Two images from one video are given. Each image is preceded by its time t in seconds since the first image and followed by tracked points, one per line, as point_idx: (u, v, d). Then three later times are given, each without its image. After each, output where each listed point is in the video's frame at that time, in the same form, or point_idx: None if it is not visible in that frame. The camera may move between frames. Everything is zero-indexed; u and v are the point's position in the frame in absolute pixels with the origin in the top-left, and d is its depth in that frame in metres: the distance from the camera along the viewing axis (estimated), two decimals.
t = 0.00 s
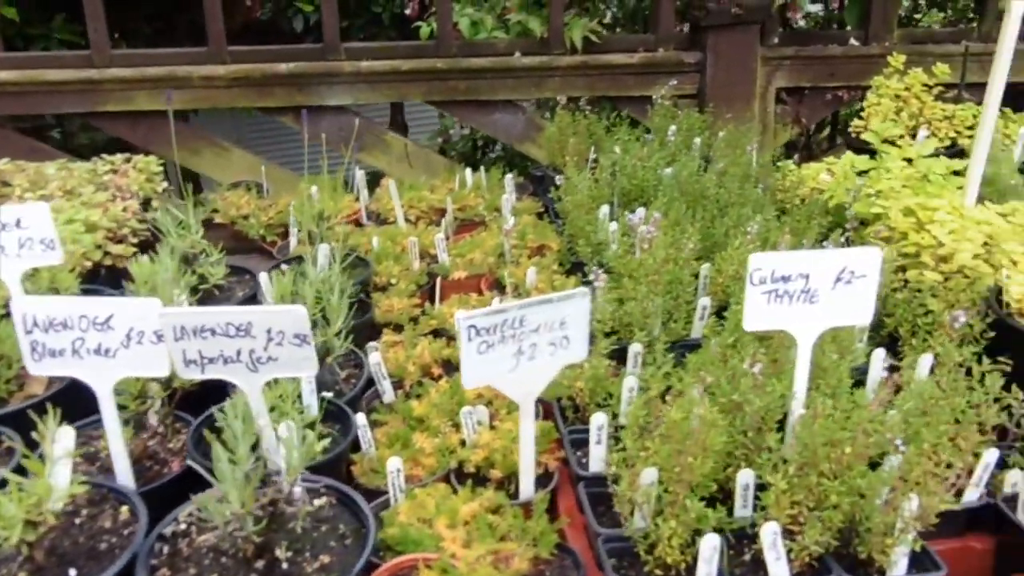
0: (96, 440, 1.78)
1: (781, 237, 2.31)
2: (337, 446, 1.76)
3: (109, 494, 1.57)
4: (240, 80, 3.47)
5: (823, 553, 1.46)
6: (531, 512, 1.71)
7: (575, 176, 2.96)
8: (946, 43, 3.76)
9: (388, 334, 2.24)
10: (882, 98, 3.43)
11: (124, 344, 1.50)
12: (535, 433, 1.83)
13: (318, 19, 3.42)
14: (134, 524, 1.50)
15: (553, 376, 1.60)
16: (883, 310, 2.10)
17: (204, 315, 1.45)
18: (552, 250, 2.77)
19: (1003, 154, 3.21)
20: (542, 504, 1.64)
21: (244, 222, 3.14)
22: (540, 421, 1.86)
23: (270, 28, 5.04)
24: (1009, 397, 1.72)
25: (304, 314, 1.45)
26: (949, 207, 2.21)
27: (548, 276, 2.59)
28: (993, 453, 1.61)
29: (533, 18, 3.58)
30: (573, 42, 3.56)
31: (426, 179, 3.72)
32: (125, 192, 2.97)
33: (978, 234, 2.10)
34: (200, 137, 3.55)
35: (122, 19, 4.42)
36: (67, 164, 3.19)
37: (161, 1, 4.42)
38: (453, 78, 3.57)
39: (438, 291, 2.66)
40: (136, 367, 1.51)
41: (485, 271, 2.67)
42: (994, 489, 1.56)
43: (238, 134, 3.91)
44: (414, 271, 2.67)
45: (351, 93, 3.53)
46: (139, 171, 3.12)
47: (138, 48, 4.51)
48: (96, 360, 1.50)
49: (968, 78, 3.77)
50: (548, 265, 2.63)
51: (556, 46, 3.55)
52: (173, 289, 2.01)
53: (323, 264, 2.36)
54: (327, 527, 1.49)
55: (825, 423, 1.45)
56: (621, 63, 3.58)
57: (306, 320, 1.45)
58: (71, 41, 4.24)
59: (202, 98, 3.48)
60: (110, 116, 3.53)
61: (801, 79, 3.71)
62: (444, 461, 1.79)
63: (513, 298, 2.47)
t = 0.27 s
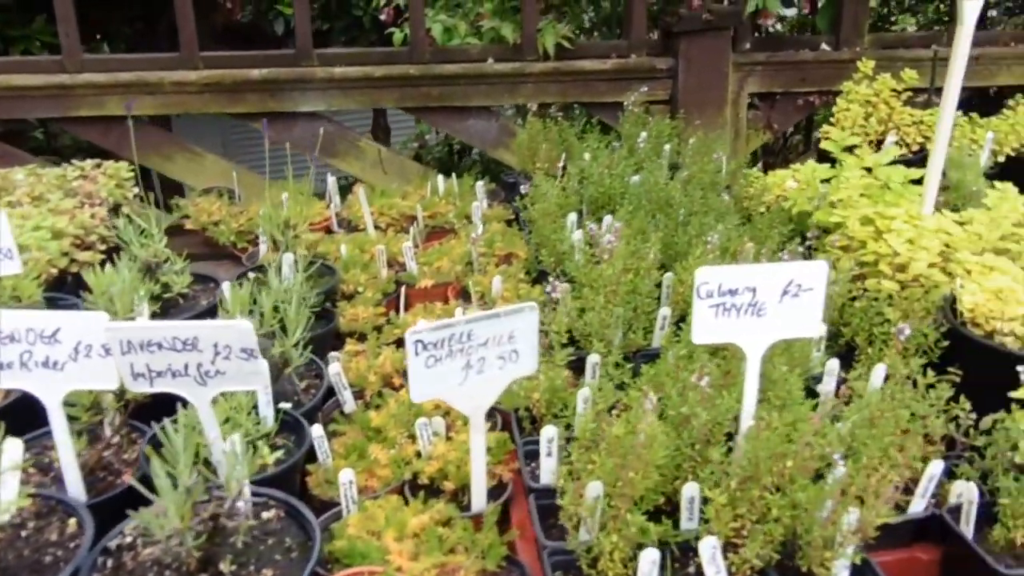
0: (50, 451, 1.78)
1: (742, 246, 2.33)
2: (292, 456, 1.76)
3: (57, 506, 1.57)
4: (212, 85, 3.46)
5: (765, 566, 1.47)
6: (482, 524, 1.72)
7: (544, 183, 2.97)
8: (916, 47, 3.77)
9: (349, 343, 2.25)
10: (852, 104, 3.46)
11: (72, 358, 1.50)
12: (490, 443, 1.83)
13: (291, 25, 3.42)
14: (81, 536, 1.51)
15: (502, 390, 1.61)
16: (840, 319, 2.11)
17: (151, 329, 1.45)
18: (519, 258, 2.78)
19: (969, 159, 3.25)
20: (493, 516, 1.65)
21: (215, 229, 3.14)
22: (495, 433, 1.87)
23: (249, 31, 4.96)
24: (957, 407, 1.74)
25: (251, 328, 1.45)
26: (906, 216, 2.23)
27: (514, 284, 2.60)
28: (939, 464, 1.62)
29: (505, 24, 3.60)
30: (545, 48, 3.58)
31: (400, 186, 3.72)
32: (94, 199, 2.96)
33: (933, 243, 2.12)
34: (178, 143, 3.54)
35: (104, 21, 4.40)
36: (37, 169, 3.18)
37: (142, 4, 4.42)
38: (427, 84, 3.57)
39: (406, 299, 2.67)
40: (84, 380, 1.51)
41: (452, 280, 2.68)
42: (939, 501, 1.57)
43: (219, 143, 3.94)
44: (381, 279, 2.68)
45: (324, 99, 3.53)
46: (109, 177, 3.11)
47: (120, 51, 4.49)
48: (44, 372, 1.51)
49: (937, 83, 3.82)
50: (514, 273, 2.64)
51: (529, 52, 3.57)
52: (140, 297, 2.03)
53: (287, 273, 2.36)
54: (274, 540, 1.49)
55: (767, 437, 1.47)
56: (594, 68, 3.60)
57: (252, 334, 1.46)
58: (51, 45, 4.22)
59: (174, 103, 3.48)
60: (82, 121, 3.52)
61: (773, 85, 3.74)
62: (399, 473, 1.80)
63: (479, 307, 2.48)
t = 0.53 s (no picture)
0: None
1: (700, 262, 2.34)
2: (236, 470, 1.74)
3: None
4: (183, 91, 3.44)
5: None
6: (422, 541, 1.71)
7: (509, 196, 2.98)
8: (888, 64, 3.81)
9: (303, 355, 2.24)
10: (822, 120, 3.49)
11: (5, 370, 1.49)
12: (435, 460, 1.83)
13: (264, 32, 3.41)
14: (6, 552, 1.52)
15: (442, 407, 1.61)
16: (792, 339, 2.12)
17: (86, 343, 1.44)
18: (482, 270, 2.78)
19: (935, 177, 3.29)
20: (432, 534, 1.64)
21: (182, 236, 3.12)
22: (442, 449, 1.87)
23: (233, 36, 4.84)
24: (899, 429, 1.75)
25: (185, 344, 1.45)
26: (861, 235, 2.24)
27: (474, 298, 2.60)
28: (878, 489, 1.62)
29: (478, 35, 3.61)
30: (518, 60, 3.60)
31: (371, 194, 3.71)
32: (58, 204, 2.94)
33: (886, 263, 2.13)
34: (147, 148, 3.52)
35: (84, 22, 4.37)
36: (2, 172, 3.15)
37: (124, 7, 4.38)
38: (399, 93, 3.58)
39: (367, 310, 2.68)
40: (18, 393, 1.50)
41: (413, 292, 2.68)
42: (876, 526, 1.58)
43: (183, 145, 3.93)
44: (343, 290, 2.67)
45: (295, 106, 3.52)
46: (74, 182, 3.09)
47: (103, 52, 4.45)
48: None
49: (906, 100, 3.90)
50: (476, 286, 2.64)
51: (501, 63, 3.59)
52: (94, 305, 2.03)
53: (244, 284, 2.35)
54: (206, 557, 1.48)
55: (703, 459, 1.47)
56: (566, 80, 3.61)
57: (187, 350, 1.45)
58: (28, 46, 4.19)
59: (144, 108, 3.46)
60: (51, 125, 3.49)
61: (744, 99, 3.77)
62: (342, 488, 1.79)
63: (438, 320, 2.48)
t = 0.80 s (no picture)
0: None
1: (652, 272, 2.31)
2: (156, 464, 1.71)
3: None
4: (145, 80, 3.39)
5: None
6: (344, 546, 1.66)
7: (470, 197, 2.95)
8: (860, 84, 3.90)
9: (244, 350, 2.19)
10: (790, 136, 3.48)
11: None
12: (366, 462, 1.78)
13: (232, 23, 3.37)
14: None
15: (368, 410, 1.57)
16: (740, 354, 2.09)
17: None
18: (439, 272, 2.74)
19: (899, 198, 3.28)
20: (353, 539, 1.59)
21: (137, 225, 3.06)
22: (375, 452, 1.82)
23: (213, 26, 4.69)
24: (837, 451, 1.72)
25: (97, 335, 1.40)
26: (815, 252, 2.22)
27: (428, 298, 2.56)
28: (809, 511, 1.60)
29: (449, 35, 3.59)
30: (488, 63, 3.58)
31: (336, 190, 3.67)
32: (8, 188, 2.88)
33: (837, 282, 2.11)
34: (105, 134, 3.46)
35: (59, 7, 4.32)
36: None
37: None
38: (368, 91, 3.53)
39: (319, 306, 2.63)
40: None
41: (366, 291, 2.63)
42: (805, 549, 1.54)
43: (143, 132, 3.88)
44: (294, 286, 2.62)
45: (261, 100, 3.48)
46: (28, 166, 3.03)
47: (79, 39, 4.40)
48: None
49: (878, 119, 3.93)
50: (430, 287, 2.60)
51: (472, 65, 3.57)
52: (23, 292, 1.99)
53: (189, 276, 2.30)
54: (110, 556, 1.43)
55: (627, 474, 1.43)
56: (537, 85, 3.59)
57: (98, 340, 1.40)
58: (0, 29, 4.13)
59: (105, 96, 3.40)
60: (10, 108, 3.43)
61: (716, 112, 3.76)
62: (267, 489, 1.74)
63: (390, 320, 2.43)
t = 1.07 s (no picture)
0: None
1: (626, 270, 2.25)
2: (96, 453, 1.67)
3: None
4: (125, 69, 3.36)
5: None
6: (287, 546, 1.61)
7: (449, 191, 2.89)
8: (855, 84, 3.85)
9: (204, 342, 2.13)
10: (780, 136, 3.43)
11: None
12: (315, 458, 1.72)
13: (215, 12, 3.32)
14: None
15: (309, 404, 1.51)
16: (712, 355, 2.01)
17: None
18: (415, 266, 2.68)
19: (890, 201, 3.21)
20: (292, 538, 1.53)
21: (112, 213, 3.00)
22: (326, 449, 1.76)
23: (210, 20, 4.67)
24: (802, 458, 1.65)
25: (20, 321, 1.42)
26: (792, 252, 2.16)
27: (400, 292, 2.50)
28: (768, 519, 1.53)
29: (436, 28, 3.55)
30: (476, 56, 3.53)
31: (320, 183, 3.61)
32: None
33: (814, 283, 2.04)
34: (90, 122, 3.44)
35: None
36: None
37: None
38: (352, 83, 3.48)
39: (290, 299, 2.56)
40: None
41: (338, 283, 2.56)
42: (762, 559, 1.47)
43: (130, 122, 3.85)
44: (265, 277, 2.56)
45: (244, 90, 3.43)
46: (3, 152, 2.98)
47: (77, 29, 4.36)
48: None
49: (873, 121, 3.87)
50: (403, 281, 2.53)
51: (459, 58, 3.52)
52: None
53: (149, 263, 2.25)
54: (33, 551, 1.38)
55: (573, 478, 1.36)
56: (524, 80, 3.54)
57: (25, 327, 1.43)
58: None
59: (85, 84, 3.37)
60: None
61: (706, 110, 3.71)
62: (212, 484, 1.68)
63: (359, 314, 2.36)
